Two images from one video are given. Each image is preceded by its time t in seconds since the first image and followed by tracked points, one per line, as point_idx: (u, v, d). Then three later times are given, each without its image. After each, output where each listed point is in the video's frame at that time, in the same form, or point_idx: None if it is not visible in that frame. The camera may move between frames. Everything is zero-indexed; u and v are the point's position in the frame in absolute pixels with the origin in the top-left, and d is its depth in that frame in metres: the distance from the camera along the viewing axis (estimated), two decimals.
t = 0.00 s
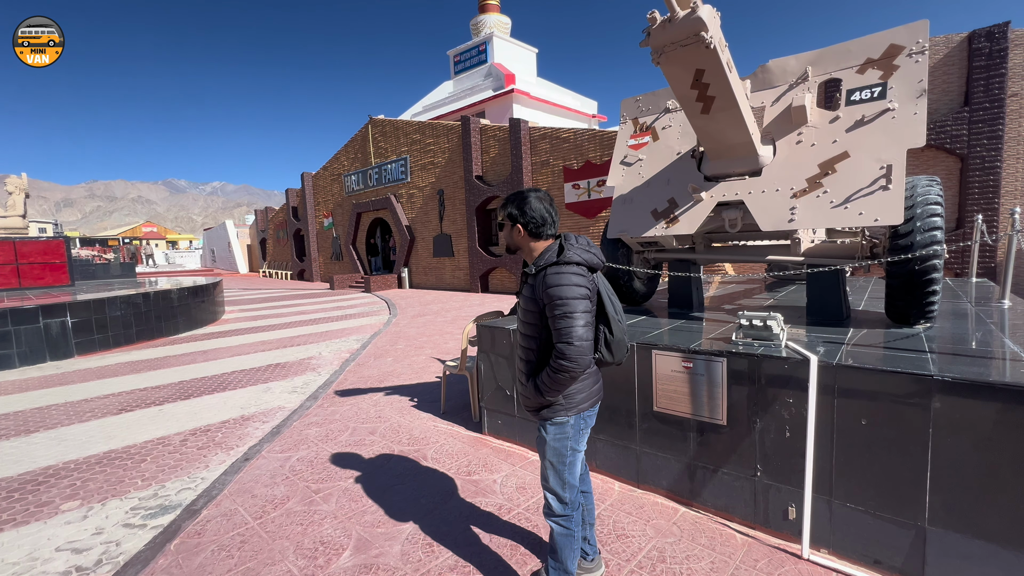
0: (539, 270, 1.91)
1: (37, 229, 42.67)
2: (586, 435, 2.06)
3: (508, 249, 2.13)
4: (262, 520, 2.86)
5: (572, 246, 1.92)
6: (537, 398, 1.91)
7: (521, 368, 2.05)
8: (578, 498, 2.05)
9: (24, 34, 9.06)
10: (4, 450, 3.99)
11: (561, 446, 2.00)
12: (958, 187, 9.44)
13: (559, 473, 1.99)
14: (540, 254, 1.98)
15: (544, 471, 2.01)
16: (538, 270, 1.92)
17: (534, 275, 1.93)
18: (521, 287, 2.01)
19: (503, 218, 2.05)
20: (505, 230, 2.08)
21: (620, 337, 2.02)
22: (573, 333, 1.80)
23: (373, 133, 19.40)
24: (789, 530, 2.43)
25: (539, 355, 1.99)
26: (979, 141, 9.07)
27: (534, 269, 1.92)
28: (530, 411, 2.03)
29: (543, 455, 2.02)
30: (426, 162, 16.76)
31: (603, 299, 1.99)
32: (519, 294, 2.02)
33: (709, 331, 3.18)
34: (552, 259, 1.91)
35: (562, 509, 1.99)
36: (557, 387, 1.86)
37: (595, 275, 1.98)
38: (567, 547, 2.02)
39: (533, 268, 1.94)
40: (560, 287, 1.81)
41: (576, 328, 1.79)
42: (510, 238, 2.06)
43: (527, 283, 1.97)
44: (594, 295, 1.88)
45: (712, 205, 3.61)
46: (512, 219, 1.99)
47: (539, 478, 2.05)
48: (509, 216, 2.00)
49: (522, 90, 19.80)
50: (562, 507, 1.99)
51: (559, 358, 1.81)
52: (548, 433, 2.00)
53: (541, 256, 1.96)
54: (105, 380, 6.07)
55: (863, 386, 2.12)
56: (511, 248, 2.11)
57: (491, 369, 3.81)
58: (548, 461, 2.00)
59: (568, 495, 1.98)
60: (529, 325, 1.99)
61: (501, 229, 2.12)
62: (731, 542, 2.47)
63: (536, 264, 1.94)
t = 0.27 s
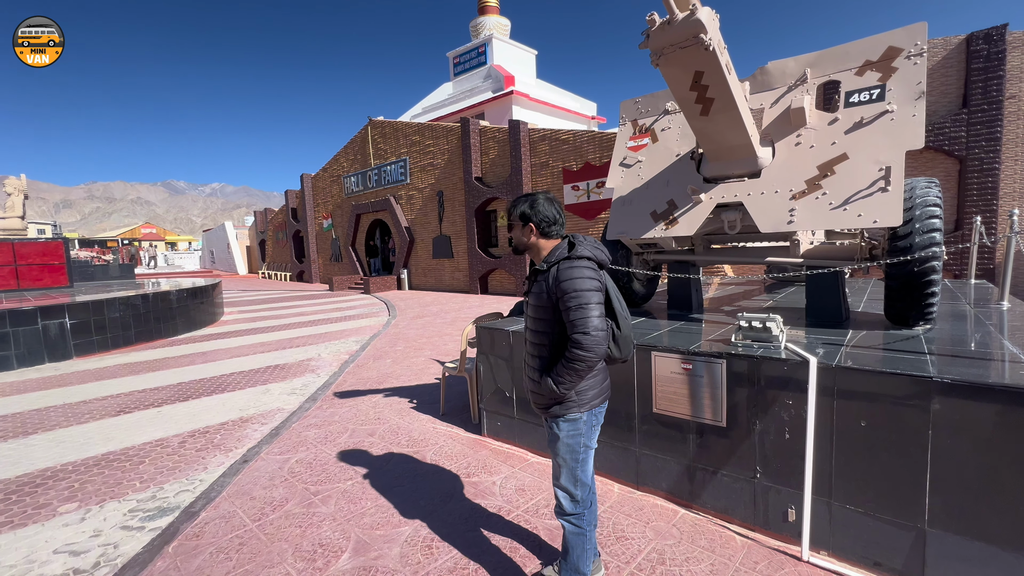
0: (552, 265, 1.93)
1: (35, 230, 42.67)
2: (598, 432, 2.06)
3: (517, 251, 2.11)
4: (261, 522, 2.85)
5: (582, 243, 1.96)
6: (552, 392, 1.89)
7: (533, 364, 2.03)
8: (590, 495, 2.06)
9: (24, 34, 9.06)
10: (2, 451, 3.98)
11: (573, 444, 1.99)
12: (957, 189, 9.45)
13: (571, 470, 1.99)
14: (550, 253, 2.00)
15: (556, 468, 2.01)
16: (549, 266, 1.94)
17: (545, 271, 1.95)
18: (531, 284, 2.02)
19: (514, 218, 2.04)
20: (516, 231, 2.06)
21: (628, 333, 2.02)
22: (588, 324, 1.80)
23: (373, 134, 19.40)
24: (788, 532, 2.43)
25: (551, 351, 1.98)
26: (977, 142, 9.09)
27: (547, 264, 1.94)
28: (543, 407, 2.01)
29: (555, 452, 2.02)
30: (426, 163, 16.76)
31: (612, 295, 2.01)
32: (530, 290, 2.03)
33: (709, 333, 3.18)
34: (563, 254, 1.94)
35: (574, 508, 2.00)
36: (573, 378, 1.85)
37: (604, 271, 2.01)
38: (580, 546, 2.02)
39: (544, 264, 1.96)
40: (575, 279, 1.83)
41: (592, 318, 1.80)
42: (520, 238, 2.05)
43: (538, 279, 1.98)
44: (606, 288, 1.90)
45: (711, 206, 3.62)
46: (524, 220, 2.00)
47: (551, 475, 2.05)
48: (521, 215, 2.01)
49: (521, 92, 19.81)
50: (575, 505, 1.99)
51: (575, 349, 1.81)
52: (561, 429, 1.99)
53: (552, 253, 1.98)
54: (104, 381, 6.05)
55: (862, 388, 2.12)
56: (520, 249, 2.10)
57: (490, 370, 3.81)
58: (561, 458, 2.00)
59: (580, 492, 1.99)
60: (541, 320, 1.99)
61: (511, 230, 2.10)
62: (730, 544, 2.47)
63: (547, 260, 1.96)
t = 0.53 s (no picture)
0: (563, 265, 1.94)
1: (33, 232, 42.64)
2: (608, 431, 2.06)
3: (529, 253, 2.08)
4: (259, 526, 2.84)
5: (594, 244, 1.98)
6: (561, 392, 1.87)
7: (541, 365, 2.02)
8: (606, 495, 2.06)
9: (24, 34, 9.06)
10: None
11: (585, 446, 1.98)
12: (955, 192, 9.48)
13: (585, 474, 1.99)
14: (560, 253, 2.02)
15: (569, 473, 2.00)
16: (561, 266, 1.95)
17: (556, 271, 1.96)
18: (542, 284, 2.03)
19: (531, 218, 2.02)
20: (532, 231, 2.03)
21: (636, 335, 2.00)
22: (599, 322, 1.80)
23: (372, 136, 19.43)
24: (788, 535, 2.42)
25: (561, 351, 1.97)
26: (974, 146, 9.12)
27: (558, 264, 1.95)
28: (553, 409, 1.99)
29: (568, 456, 2.00)
30: (425, 166, 16.78)
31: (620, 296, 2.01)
32: (540, 290, 2.03)
33: (708, 335, 3.18)
34: (574, 254, 1.95)
35: (591, 512, 2.00)
36: (583, 377, 1.84)
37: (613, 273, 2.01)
38: (603, 548, 2.02)
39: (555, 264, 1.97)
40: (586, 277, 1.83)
41: (603, 316, 1.80)
42: (538, 238, 2.03)
43: (549, 279, 1.99)
44: (617, 288, 1.90)
45: (709, 209, 3.62)
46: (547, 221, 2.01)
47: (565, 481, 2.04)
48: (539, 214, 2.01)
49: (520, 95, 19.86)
50: (593, 508, 1.99)
51: (586, 347, 1.81)
52: (572, 432, 1.97)
53: (563, 253, 1.99)
54: (101, 383, 6.03)
55: (861, 391, 2.12)
56: (534, 250, 2.07)
57: (489, 373, 3.80)
58: (574, 463, 1.99)
59: (597, 494, 1.99)
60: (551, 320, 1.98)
61: (523, 232, 2.05)
62: (729, 548, 2.46)
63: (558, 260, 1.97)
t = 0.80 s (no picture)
0: (581, 269, 1.91)
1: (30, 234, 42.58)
2: (621, 441, 2.04)
3: (545, 256, 2.02)
4: (256, 530, 2.83)
5: (611, 249, 1.96)
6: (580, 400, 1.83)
7: (554, 372, 1.96)
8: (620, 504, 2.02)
9: (24, 33, 9.06)
10: None
11: (601, 455, 1.95)
12: (952, 195, 9.52)
13: (601, 482, 1.94)
14: (575, 257, 1.98)
15: (585, 483, 1.95)
16: (578, 270, 1.91)
17: (573, 274, 1.92)
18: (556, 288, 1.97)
19: (550, 218, 1.99)
20: (551, 232, 1.99)
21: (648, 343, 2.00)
22: (622, 330, 1.79)
23: (371, 139, 19.45)
24: (787, 539, 2.42)
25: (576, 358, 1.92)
26: (971, 149, 9.17)
27: (575, 268, 1.91)
28: (564, 419, 1.94)
29: (583, 466, 1.96)
30: (424, 168, 16.80)
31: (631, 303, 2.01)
32: (554, 295, 1.97)
33: (707, 338, 3.18)
34: (592, 259, 1.92)
35: (607, 520, 1.94)
36: (603, 386, 1.82)
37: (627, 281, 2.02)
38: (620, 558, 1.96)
39: (572, 268, 1.92)
40: (609, 283, 1.82)
41: (626, 324, 1.79)
42: (556, 240, 2.00)
43: (565, 283, 1.94)
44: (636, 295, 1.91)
45: (707, 212, 3.64)
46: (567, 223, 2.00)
47: (579, 492, 1.98)
48: (558, 215, 1.99)
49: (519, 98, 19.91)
50: (609, 517, 1.93)
51: (608, 355, 1.79)
52: (587, 442, 1.94)
53: (578, 256, 1.95)
54: (99, 386, 6.01)
55: (859, 394, 2.12)
56: (551, 253, 2.02)
57: (487, 376, 3.80)
58: (590, 472, 1.94)
59: (613, 502, 1.93)
60: (566, 326, 1.93)
61: (540, 233, 2.00)
62: (728, 551, 2.46)
63: (574, 264, 1.93)
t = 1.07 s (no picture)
0: (607, 278, 1.87)
1: (28, 237, 42.53)
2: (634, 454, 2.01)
3: (562, 261, 1.97)
4: (253, 534, 2.82)
5: (638, 259, 1.93)
6: (602, 417, 1.81)
7: (572, 385, 1.92)
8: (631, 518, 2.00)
9: (24, 33, 9.07)
10: None
11: (615, 470, 1.92)
12: (948, 200, 9.56)
13: (614, 497, 1.91)
14: (599, 263, 1.94)
15: (598, 498, 1.92)
16: (605, 278, 1.88)
17: (598, 282, 1.87)
18: (578, 296, 1.92)
19: (570, 222, 1.94)
20: (570, 237, 1.94)
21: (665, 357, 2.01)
22: (651, 346, 1.80)
23: (370, 142, 19.48)
24: (784, 543, 2.42)
25: (596, 371, 1.89)
26: (967, 154, 9.22)
27: (600, 276, 1.87)
28: (581, 434, 1.91)
29: (597, 481, 1.93)
30: (423, 172, 16.82)
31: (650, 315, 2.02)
32: (575, 303, 1.92)
33: (704, 342, 3.19)
34: (619, 268, 1.90)
35: (618, 533, 1.91)
36: (628, 403, 1.81)
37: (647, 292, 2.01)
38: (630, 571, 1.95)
39: (596, 275, 1.88)
40: (639, 297, 1.80)
41: (655, 340, 1.80)
42: (575, 244, 1.95)
43: (589, 292, 1.90)
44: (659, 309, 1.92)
45: (705, 217, 3.65)
46: (587, 226, 1.95)
47: (591, 506, 1.95)
48: (581, 218, 1.94)
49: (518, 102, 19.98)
50: (620, 531, 1.91)
51: (637, 371, 1.79)
52: (602, 458, 1.91)
53: (603, 263, 1.91)
54: (95, 390, 5.98)
55: (856, 398, 2.13)
56: (568, 258, 1.97)
57: (485, 380, 3.79)
58: (604, 487, 1.91)
59: (625, 516, 1.91)
60: (590, 338, 1.88)
61: (559, 237, 1.95)
62: (726, 556, 2.45)
63: (600, 271, 1.89)
